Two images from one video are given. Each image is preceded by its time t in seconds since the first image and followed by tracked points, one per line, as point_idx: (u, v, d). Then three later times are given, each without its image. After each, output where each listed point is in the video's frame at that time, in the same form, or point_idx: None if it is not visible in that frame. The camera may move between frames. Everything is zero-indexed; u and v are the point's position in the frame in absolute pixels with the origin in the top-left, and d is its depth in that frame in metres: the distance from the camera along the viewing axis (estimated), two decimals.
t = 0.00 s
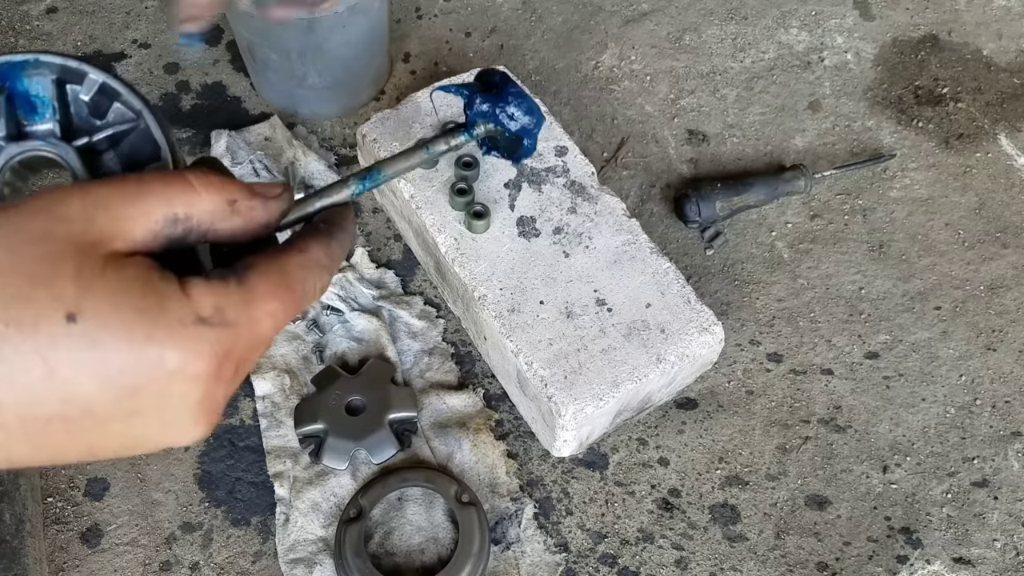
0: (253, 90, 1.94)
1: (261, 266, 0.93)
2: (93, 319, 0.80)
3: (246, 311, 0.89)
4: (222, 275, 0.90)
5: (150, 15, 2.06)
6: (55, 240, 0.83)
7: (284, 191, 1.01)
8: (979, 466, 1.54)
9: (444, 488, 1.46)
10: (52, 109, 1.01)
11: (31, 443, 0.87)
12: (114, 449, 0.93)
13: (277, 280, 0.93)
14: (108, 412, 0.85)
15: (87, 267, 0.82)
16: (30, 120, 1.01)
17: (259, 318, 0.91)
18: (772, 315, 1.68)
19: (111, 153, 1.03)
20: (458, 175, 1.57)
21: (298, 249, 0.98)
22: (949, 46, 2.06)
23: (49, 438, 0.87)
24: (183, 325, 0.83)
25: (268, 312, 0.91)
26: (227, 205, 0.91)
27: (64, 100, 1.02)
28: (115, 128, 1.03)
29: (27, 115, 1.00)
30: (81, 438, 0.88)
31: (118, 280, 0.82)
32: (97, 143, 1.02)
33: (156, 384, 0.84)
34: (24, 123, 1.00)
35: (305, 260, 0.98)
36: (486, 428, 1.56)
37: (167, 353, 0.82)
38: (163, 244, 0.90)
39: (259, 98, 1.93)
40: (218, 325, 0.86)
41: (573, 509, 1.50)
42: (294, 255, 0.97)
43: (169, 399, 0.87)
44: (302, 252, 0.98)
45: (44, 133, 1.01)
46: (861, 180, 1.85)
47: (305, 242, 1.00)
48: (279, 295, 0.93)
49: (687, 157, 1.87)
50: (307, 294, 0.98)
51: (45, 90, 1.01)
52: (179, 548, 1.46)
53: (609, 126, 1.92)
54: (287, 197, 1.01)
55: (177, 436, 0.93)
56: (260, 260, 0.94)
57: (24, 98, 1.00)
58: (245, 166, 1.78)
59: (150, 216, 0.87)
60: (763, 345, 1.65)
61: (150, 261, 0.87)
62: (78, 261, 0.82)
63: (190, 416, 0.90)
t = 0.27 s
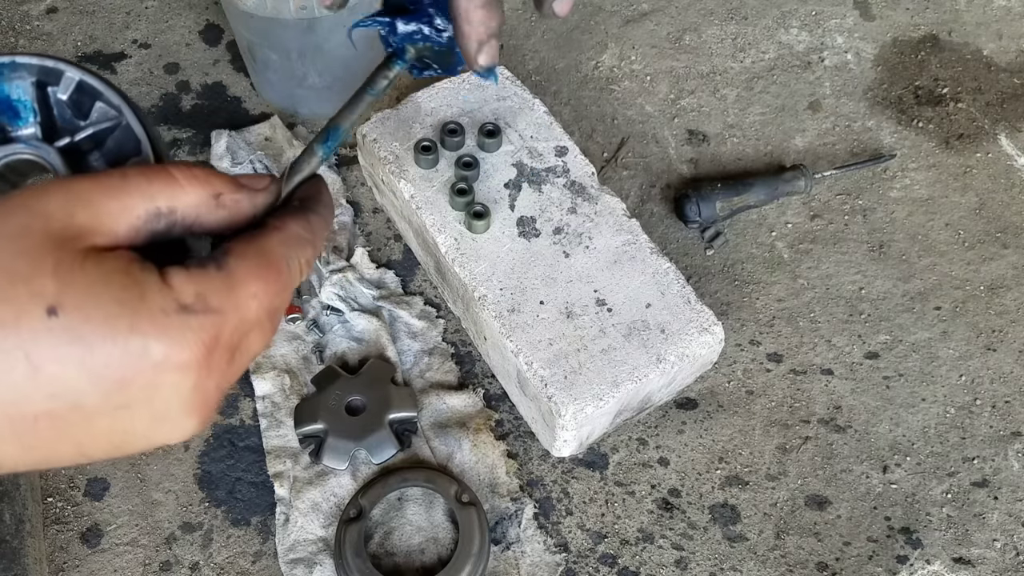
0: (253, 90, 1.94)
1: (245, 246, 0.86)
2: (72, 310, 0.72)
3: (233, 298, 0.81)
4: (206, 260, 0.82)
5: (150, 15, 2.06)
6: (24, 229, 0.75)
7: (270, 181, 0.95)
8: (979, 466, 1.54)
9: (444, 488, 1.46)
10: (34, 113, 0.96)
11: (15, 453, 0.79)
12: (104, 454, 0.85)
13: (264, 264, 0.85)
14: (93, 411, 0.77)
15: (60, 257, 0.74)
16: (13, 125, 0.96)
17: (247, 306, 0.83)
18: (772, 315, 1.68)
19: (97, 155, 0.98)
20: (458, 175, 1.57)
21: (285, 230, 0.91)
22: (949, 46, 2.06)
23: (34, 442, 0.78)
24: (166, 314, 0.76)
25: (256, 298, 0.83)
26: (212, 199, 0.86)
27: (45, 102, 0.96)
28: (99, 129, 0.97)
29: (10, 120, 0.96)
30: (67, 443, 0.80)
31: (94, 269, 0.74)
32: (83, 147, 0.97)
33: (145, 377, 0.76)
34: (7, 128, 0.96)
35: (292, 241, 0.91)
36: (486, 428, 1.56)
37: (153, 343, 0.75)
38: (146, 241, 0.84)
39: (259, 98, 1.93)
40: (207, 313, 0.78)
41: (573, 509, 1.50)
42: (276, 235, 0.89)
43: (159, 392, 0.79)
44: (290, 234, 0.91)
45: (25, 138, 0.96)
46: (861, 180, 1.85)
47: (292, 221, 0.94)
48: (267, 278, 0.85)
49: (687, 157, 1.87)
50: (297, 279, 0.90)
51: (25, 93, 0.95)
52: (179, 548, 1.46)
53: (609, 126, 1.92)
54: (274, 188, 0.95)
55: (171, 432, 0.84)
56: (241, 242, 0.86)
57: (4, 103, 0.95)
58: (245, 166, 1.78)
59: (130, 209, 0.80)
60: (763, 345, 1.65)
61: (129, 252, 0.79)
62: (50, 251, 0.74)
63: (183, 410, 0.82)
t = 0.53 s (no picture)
0: (253, 90, 1.94)
1: (248, 265, 0.86)
2: (73, 331, 0.74)
3: (231, 318, 0.82)
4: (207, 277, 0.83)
5: (150, 15, 2.06)
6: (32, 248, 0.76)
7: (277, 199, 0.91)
8: (979, 466, 1.54)
9: (444, 488, 1.46)
10: (39, 117, 0.96)
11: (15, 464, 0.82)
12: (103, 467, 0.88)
13: (265, 283, 0.86)
14: (93, 426, 0.80)
15: (65, 277, 0.76)
16: (19, 128, 0.96)
17: (245, 326, 0.84)
18: (772, 315, 1.68)
19: (101, 162, 0.98)
20: (458, 175, 1.57)
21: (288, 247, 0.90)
22: (949, 46, 2.06)
23: (35, 457, 0.81)
24: (165, 335, 0.77)
25: (254, 316, 0.85)
26: (217, 224, 0.85)
27: (53, 107, 0.97)
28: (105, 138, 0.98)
29: (17, 123, 0.95)
30: (66, 458, 0.83)
31: (96, 290, 0.76)
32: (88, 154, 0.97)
33: (142, 395, 0.79)
34: (13, 131, 0.95)
35: (296, 258, 0.90)
36: (486, 428, 1.56)
37: (151, 363, 0.77)
38: (149, 261, 0.84)
39: (260, 98, 1.93)
40: (205, 334, 0.80)
41: (573, 509, 1.50)
42: (280, 251, 0.89)
43: (156, 409, 0.81)
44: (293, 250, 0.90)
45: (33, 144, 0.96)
46: (861, 180, 1.85)
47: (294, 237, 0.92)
48: (266, 298, 0.86)
49: (687, 157, 1.87)
50: (297, 295, 0.91)
51: (33, 97, 0.96)
52: (179, 548, 1.46)
53: (609, 126, 1.92)
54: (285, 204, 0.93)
55: (166, 447, 0.87)
56: (242, 259, 0.86)
57: (12, 105, 0.95)
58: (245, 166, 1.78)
59: (134, 231, 0.81)
60: (763, 345, 1.65)
61: (131, 270, 0.80)
62: (55, 272, 0.76)
63: (179, 428, 0.85)
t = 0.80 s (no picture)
0: (253, 90, 1.94)
1: (265, 314, 0.88)
2: (92, 382, 0.78)
3: (246, 366, 0.86)
4: (225, 322, 0.86)
5: (150, 15, 2.06)
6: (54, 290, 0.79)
7: (297, 235, 0.93)
8: (979, 466, 1.54)
9: (444, 487, 1.46)
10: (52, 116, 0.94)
11: (24, 488, 0.86)
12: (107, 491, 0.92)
13: (281, 331, 0.89)
14: (106, 466, 0.85)
15: (85, 322, 0.79)
16: (32, 124, 0.94)
17: (258, 371, 0.88)
18: (772, 315, 1.68)
19: (118, 166, 0.97)
20: (458, 174, 1.57)
21: (307, 288, 0.93)
22: (949, 46, 2.06)
23: (45, 483, 0.85)
24: (181, 387, 0.81)
25: (269, 363, 0.89)
26: (237, 263, 0.87)
27: (71, 107, 0.95)
28: (121, 144, 0.96)
29: (30, 120, 0.94)
30: (76, 486, 0.87)
31: (115, 337, 0.79)
32: (102, 160, 0.95)
33: (154, 442, 0.83)
34: (27, 128, 0.94)
35: (312, 301, 0.93)
36: (486, 428, 1.56)
37: (166, 414, 0.81)
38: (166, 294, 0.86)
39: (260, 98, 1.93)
40: (218, 385, 0.84)
41: (573, 509, 1.50)
42: (299, 295, 0.92)
43: (166, 453, 0.86)
44: (310, 292, 0.93)
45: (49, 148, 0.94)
46: (861, 180, 1.85)
47: (311, 277, 0.95)
48: (281, 346, 0.89)
49: (687, 157, 1.87)
50: (310, 338, 0.95)
51: (50, 95, 0.94)
52: (179, 548, 1.46)
53: (609, 126, 1.92)
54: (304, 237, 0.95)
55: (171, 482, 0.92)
56: (259, 302, 0.89)
57: (27, 103, 0.94)
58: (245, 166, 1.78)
59: (155, 273, 0.82)
60: (763, 345, 1.65)
61: (149, 311, 0.83)
62: (74, 317, 0.78)
63: (187, 467, 0.89)
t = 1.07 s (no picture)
0: (254, 90, 1.94)
1: (274, 320, 0.89)
2: (101, 385, 0.77)
3: (255, 372, 0.87)
4: (235, 327, 0.86)
5: (150, 15, 2.06)
6: (63, 292, 0.78)
7: (307, 237, 0.94)
8: (979, 466, 1.54)
9: (444, 487, 1.46)
10: (63, 119, 0.94)
11: (26, 490, 0.86)
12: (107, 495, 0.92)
13: (289, 338, 0.90)
14: (111, 467, 0.84)
15: (94, 324, 0.78)
16: (42, 127, 0.94)
17: (266, 377, 0.89)
18: (772, 315, 1.68)
19: (127, 170, 0.97)
20: (458, 174, 1.57)
21: (313, 297, 0.95)
22: (949, 46, 2.06)
23: (48, 484, 0.85)
24: (191, 390, 0.81)
25: (276, 369, 0.90)
26: (247, 266, 0.87)
27: (81, 110, 0.95)
28: (131, 148, 0.97)
29: (40, 122, 0.94)
30: (79, 488, 0.87)
31: (125, 341, 0.79)
32: (112, 163, 0.96)
33: (161, 443, 0.83)
34: (38, 130, 0.94)
35: (319, 310, 0.95)
36: (486, 428, 1.56)
37: (174, 417, 0.81)
38: (174, 298, 0.85)
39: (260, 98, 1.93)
40: (227, 389, 0.84)
41: (573, 509, 1.50)
42: (307, 305, 0.93)
43: (171, 454, 0.86)
44: (316, 301, 0.95)
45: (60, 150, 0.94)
46: (861, 180, 1.85)
47: (318, 288, 0.97)
48: (289, 353, 0.90)
49: (687, 157, 1.87)
50: (316, 346, 0.96)
51: (61, 98, 0.94)
52: (179, 548, 1.46)
53: (609, 126, 1.92)
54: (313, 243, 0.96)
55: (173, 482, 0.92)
56: (270, 310, 0.90)
57: (38, 105, 0.94)
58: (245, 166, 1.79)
59: (164, 275, 0.82)
60: (763, 345, 1.65)
61: (157, 314, 0.83)
62: (84, 319, 0.78)
63: (191, 469, 0.90)
